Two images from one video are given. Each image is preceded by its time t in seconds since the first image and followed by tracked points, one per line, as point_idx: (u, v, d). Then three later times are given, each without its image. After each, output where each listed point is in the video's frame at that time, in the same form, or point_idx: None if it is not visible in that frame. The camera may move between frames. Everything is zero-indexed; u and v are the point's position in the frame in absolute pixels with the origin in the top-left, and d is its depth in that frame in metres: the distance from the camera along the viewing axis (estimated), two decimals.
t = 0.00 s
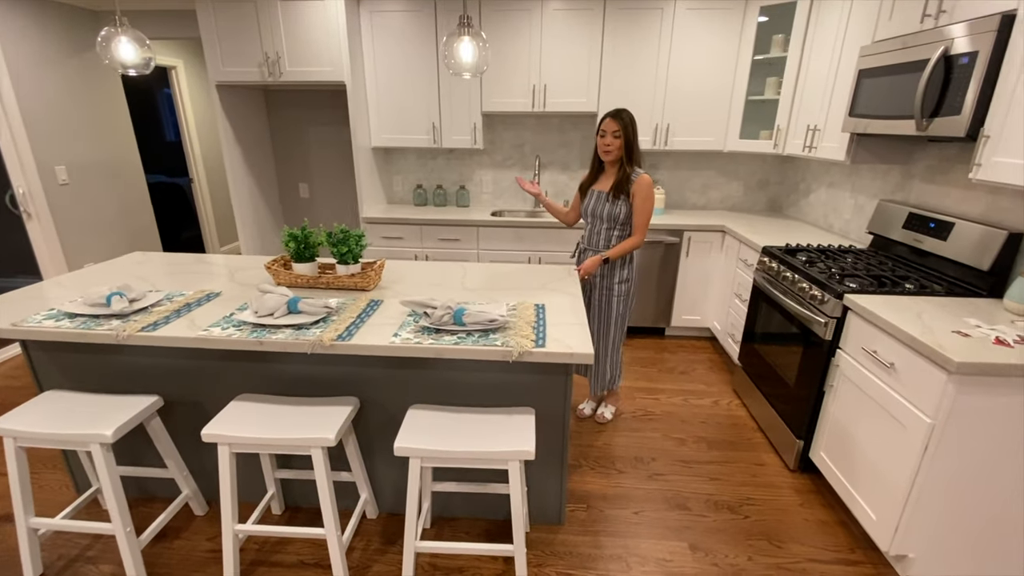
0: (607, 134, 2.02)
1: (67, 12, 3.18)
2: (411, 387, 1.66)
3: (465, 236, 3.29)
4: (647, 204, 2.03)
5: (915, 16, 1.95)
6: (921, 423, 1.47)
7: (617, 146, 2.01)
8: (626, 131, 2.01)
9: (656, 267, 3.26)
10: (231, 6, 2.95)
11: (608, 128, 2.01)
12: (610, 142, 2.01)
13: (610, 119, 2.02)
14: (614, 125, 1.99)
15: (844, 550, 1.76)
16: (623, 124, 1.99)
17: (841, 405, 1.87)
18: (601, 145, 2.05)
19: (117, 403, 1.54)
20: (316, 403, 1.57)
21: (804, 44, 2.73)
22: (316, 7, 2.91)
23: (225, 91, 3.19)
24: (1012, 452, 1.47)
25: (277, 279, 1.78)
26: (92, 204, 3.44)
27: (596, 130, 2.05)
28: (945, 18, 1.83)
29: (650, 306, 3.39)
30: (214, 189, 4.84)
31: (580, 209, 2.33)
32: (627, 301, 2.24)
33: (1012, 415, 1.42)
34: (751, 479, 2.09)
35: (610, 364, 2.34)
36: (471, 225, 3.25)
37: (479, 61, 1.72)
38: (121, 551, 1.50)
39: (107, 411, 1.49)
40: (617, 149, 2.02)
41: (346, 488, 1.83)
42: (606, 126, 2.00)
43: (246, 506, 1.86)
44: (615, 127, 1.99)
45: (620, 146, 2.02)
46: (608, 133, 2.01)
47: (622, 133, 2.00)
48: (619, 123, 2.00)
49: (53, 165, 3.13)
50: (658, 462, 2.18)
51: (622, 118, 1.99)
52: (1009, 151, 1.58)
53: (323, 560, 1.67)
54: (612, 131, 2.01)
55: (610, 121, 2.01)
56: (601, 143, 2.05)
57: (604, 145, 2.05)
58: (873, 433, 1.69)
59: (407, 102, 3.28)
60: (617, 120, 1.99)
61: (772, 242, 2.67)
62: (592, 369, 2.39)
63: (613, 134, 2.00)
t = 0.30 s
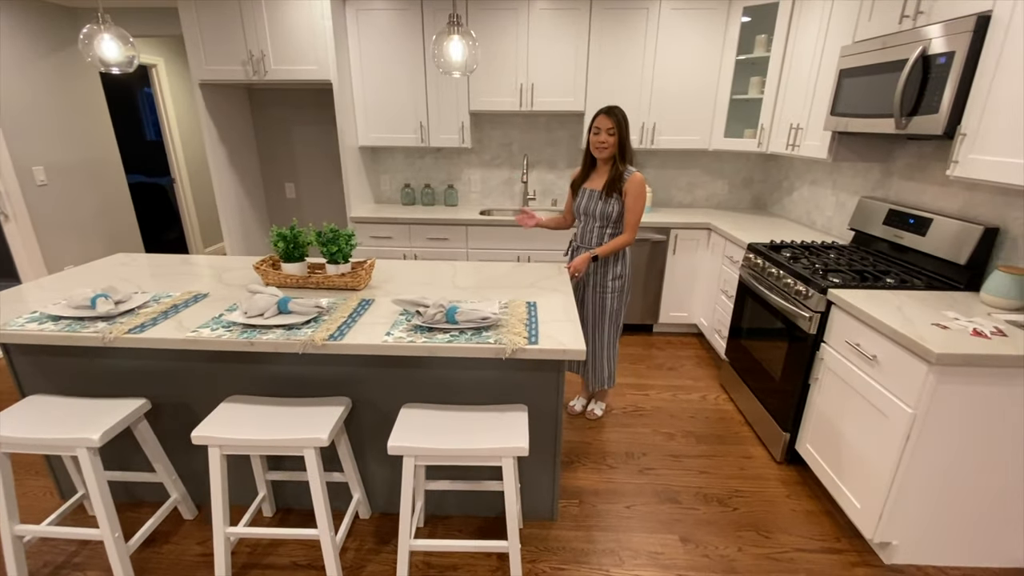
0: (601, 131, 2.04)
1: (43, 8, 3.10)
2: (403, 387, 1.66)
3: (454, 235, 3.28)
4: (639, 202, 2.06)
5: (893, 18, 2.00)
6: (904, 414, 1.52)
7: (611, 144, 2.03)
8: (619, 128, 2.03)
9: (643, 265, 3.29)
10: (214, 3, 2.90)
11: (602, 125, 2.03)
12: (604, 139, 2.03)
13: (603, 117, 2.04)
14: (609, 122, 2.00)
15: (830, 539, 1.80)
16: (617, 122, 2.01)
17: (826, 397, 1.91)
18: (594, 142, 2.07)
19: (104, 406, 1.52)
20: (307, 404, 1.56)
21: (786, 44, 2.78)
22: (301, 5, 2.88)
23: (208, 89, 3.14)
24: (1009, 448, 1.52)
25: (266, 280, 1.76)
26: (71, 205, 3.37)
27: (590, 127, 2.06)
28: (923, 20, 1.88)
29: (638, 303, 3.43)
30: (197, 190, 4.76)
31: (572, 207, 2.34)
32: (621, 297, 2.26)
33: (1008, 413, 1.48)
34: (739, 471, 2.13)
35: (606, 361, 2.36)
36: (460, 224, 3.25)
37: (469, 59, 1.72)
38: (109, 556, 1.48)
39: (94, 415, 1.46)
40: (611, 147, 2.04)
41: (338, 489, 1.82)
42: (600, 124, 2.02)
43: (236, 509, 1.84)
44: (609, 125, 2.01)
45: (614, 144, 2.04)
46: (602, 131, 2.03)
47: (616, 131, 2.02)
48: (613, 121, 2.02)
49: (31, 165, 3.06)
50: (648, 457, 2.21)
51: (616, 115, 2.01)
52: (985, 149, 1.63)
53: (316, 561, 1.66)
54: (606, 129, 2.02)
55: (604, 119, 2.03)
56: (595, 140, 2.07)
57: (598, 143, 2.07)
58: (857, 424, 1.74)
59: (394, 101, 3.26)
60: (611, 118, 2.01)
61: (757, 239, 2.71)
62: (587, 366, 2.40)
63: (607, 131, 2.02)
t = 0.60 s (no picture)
0: (594, 131, 2.04)
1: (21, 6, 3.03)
2: (394, 386, 1.66)
3: (443, 234, 3.28)
4: (630, 201, 2.09)
5: (872, 19, 2.05)
6: (885, 405, 1.56)
7: (604, 144, 2.04)
8: (611, 128, 2.04)
9: (631, 263, 3.32)
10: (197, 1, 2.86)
11: (596, 125, 2.03)
12: (598, 139, 2.04)
13: (596, 117, 2.05)
14: (602, 122, 2.02)
15: (815, 530, 1.84)
16: (610, 122, 2.02)
17: (811, 391, 1.95)
18: (588, 142, 2.07)
19: (89, 410, 1.50)
20: (297, 405, 1.56)
21: (770, 45, 2.83)
22: (286, 4, 2.86)
23: (193, 89, 3.10)
24: (1009, 449, 1.58)
25: (254, 280, 1.75)
26: (52, 206, 3.31)
27: (583, 127, 2.07)
28: (901, 21, 1.92)
29: (627, 301, 3.46)
30: (181, 190, 4.69)
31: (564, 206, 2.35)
32: (613, 295, 2.28)
33: (1008, 413, 1.54)
34: (727, 465, 2.16)
35: (600, 359, 2.38)
36: (449, 224, 3.25)
37: (457, 59, 1.73)
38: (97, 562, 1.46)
39: (79, 419, 1.44)
40: (604, 147, 2.05)
41: (329, 490, 1.82)
42: (593, 124, 2.02)
43: (226, 512, 1.83)
44: (603, 125, 2.02)
45: (607, 143, 2.06)
46: (596, 131, 2.04)
47: (610, 131, 2.04)
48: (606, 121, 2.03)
49: (10, 166, 3.00)
50: (638, 453, 2.23)
51: (609, 115, 2.02)
52: (960, 147, 1.68)
53: (308, 562, 1.65)
54: (600, 129, 2.04)
55: (597, 119, 2.04)
56: (588, 140, 2.07)
57: (590, 143, 2.07)
58: (840, 417, 1.78)
59: (382, 100, 3.25)
60: (604, 118, 2.02)
61: (742, 237, 2.76)
62: (581, 363, 2.42)
63: (601, 131, 2.03)
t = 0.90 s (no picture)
0: (583, 133, 2.06)
1: None
2: (385, 387, 1.66)
3: (433, 234, 3.28)
4: (620, 201, 2.12)
5: (854, 20, 2.09)
6: (869, 400, 1.59)
7: (593, 145, 2.06)
8: (599, 129, 2.06)
9: (620, 262, 3.34)
10: None
11: (584, 127, 2.05)
12: (587, 141, 2.06)
13: (584, 118, 2.06)
14: (591, 124, 2.03)
15: (803, 523, 1.87)
16: (598, 123, 2.04)
17: (797, 387, 1.98)
18: (576, 144, 2.09)
19: (75, 414, 1.48)
20: (288, 406, 1.55)
21: (755, 45, 2.87)
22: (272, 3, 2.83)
23: (178, 88, 3.06)
24: (1002, 446, 1.63)
25: (243, 282, 1.74)
26: (33, 208, 3.25)
27: (572, 128, 2.08)
28: (882, 23, 1.96)
29: (616, 299, 3.48)
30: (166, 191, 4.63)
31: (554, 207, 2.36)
32: (604, 294, 2.30)
33: (1002, 412, 1.58)
34: (716, 461, 2.19)
35: (589, 356, 2.39)
36: (438, 224, 3.25)
37: (446, 59, 1.73)
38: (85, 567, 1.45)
39: (66, 423, 1.43)
40: (593, 148, 2.07)
41: (321, 491, 1.81)
42: (582, 126, 2.04)
43: (216, 515, 1.81)
44: (591, 126, 2.04)
45: (596, 145, 2.07)
46: (584, 132, 2.05)
47: (598, 132, 2.06)
48: (594, 122, 2.05)
49: None
50: (628, 450, 2.25)
51: (597, 117, 2.04)
52: (940, 146, 1.72)
53: (300, 564, 1.65)
54: (588, 130, 2.05)
55: (585, 120, 2.06)
56: (577, 142, 2.09)
57: (579, 144, 2.09)
58: (826, 411, 1.81)
59: (370, 100, 3.24)
60: (592, 119, 2.04)
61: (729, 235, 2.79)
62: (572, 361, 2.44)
63: (590, 133, 2.05)
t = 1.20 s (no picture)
0: (568, 133, 2.06)
1: None
2: (377, 387, 1.66)
3: (424, 234, 3.27)
4: (607, 200, 2.13)
5: (839, 22, 2.12)
6: (856, 395, 1.62)
7: (579, 145, 2.07)
8: (584, 129, 2.07)
9: (611, 261, 3.36)
10: None
11: (570, 127, 2.05)
12: (572, 140, 2.07)
13: (569, 118, 2.07)
14: (576, 124, 2.04)
15: (792, 518, 1.89)
16: (583, 123, 2.04)
17: (786, 383, 2.01)
18: (562, 143, 2.09)
19: (62, 418, 1.46)
20: (279, 408, 1.54)
21: (743, 46, 2.90)
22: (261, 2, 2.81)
23: (164, 88, 3.03)
24: (987, 439, 1.66)
25: (232, 283, 1.73)
26: (18, 210, 3.20)
27: (557, 128, 2.08)
28: (867, 24, 1.99)
29: (608, 299, 3.49)
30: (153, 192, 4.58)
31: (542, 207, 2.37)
32: (591, 292, 2.32)
33: (986, 406, 1.61)
34: (707, 458, 2.21)
35: (577, 353, 2.40)
36: (430, 224, 3.25)
37: (437, 59, 1.73)
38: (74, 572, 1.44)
39: (52, 427, 1.41)
40: (579, 147, 2.08)
41: (313, 493, 1.80)
42: (567, 125, 2.04)
43: (207, 519, 1.80)
44: (576, 126, 2.05)
45: (581, 144, 2.08)
46: (569, 132, 2.06)
47: (583, 132, 2.06)
48: (579, 122, 2.05)
49: None
50: (620, 448, 2.27)
51: (582, 117, 2.05)
52: (924, 146, 1.75)
53: (292, 566, 1.64)
54: (574, 130, 2.06)
55: (570, 120, 2.06)
56: (563, 141, 2.09)
57: (565, 143, 2.09)
58: (814, 407, 1.83)
59: (361, 99, 3.22)
60: (577, 119, 2.05)
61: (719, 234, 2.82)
62: (561, 359, 2.45)
63: (575, 132, 2.05)
